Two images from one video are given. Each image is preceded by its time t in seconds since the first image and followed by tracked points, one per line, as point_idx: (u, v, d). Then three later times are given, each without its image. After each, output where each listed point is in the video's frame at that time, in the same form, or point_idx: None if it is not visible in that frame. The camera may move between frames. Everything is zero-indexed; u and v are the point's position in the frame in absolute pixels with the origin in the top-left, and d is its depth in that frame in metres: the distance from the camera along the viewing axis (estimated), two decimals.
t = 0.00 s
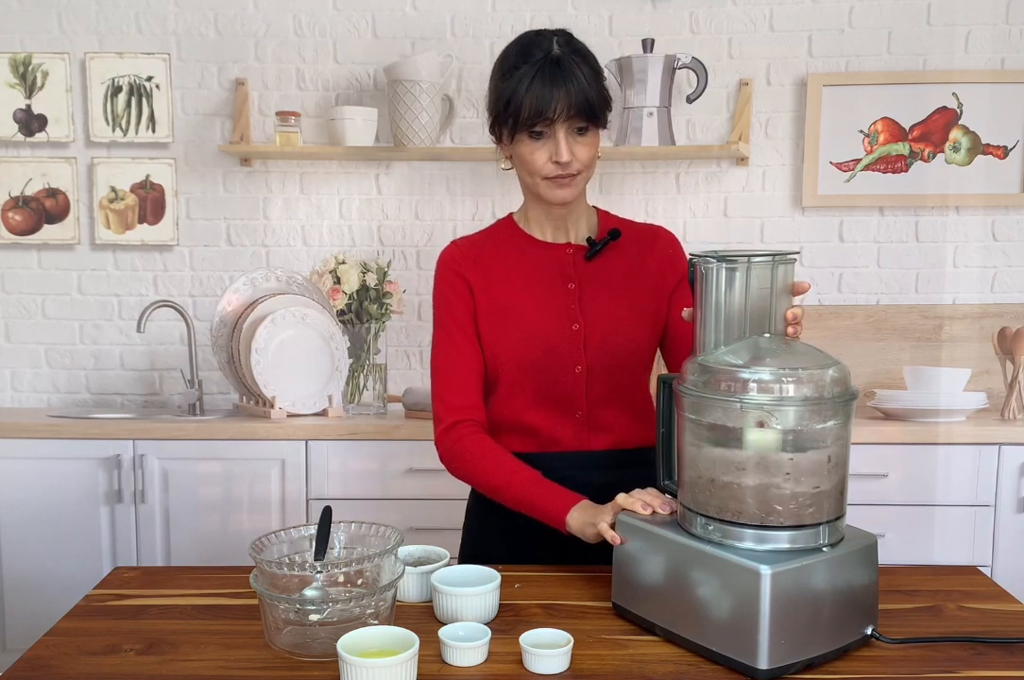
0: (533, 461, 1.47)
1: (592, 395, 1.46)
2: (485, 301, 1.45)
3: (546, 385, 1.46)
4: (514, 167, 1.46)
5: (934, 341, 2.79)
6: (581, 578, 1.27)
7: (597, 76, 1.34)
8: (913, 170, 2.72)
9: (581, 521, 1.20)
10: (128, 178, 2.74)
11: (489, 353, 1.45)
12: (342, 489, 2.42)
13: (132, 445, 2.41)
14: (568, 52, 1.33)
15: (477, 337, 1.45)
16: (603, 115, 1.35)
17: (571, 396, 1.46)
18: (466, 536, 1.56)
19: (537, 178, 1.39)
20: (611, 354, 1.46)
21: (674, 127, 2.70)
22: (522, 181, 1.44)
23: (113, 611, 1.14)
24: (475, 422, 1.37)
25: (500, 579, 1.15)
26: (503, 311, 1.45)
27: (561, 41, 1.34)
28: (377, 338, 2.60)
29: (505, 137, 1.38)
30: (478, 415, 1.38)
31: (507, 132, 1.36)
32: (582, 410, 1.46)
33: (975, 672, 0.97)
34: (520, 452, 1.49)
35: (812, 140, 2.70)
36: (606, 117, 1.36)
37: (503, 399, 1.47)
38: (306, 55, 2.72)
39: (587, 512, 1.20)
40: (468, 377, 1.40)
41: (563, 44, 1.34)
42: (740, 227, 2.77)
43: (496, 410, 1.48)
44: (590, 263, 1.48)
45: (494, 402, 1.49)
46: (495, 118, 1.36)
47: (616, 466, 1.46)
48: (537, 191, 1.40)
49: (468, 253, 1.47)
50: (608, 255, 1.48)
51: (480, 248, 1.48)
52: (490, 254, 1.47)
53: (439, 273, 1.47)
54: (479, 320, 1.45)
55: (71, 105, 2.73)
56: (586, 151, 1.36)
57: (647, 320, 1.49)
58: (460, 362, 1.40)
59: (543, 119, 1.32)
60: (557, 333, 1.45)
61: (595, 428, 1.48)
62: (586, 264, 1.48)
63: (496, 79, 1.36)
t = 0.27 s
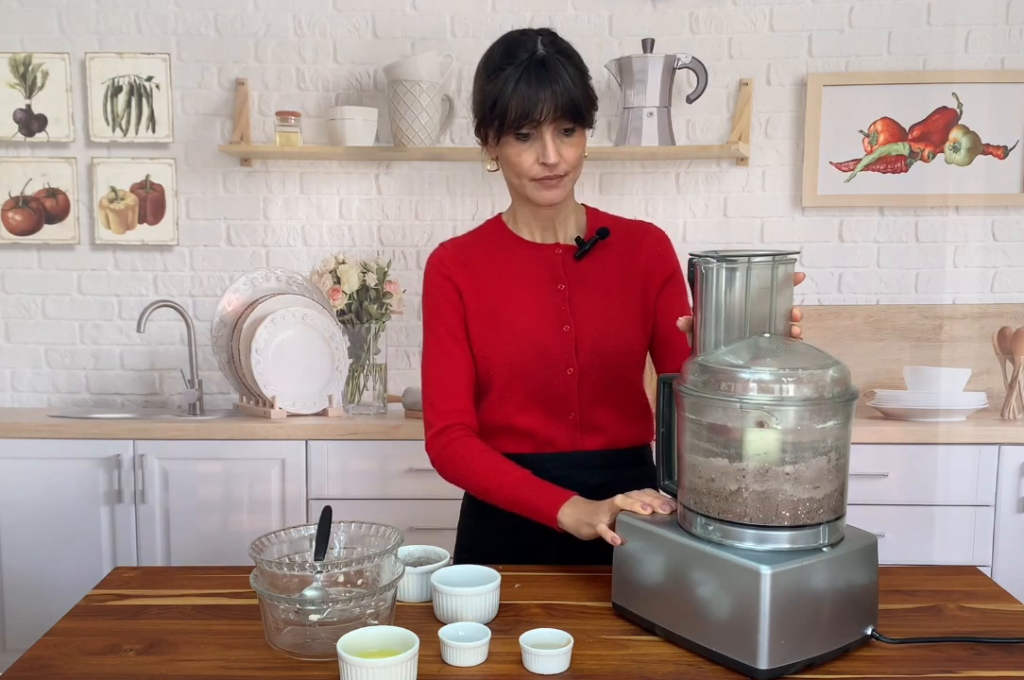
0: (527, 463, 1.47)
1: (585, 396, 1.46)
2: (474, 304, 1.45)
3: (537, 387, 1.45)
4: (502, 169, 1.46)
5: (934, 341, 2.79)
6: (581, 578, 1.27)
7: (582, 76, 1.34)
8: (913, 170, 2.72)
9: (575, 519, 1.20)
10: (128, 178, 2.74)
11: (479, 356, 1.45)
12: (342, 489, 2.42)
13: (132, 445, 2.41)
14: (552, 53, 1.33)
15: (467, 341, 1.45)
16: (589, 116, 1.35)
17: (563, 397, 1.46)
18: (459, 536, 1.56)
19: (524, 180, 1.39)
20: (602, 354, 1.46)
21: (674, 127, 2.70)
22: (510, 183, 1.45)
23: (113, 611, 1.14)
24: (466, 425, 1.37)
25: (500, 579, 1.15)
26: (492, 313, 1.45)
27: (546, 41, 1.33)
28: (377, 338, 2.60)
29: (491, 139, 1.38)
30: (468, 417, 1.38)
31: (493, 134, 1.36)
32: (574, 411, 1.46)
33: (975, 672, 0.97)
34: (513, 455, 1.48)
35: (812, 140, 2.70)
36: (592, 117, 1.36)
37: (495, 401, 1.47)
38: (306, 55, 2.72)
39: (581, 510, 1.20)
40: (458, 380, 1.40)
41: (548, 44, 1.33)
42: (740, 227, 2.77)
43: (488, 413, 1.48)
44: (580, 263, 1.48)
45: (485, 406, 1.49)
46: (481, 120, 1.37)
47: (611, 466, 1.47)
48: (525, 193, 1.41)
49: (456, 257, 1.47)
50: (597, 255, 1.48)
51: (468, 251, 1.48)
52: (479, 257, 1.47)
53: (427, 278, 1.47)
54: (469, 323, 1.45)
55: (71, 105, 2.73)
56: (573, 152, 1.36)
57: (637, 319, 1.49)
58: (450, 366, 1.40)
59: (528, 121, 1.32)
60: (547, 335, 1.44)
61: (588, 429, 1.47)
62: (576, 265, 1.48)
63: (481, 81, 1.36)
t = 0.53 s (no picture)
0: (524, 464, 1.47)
1: (580, 396, 1.46)
2: (469, 304, 1.45)
3: (533, 388, 1.45)
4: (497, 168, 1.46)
5: (934, 341, 2.79)
6: (581, 577, 1.27)
7: (577, 72, 1.34)
8: (913, 170, 2.72)
9: (575, 520, 1.20)
10: (128, 178, 2.74)
11: (475, 357, 1.45)
12: (342, 489, 2.42)
13: (132, 445, 2.41)
14: (546, 50, 1.33)
15: (462, 342, 1.45)
16: (584, 113, 1.35)
17: (558, 398, 1.45)
18: (455, 537, 1.56)
19: (521, 178, 1.39)
20: (598, 355, 1.46)
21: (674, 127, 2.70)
22: (506, 182, 1.44)
23: (114, 611, 1.14)
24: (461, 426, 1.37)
25: (500, 579, 1.15)
26: (487, 314, 1.45)
27: (539, 38, 1.34)
28: (377, 338, 2.60)
29: (487, 138, 1.38)
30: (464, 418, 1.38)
31: (489, 132, 1.36)
32: (569, 411, 1.46)
33: (975, 672, 0.97)
34: (510, 456, 1.48)
35: (812, 140, 2.70)
36: (588, 113, 1.36)
37: (491, 402, 1.47)
38: (306, 55, 2.72)
39: (580, 511, 1.20)
40: (454, 381, 1.40)
41: (542, 41, 1.34)
42: (740, 227, 2.77)
43: (484, 413, 1.48)
44: (574, 263, 1.47)
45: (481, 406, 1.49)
46: (476, 119, 1.36)
47: (609, 466, 1.47)
48: (522, 192, 1.40)
49: (451, 257, 1.47)
50: (593, 254, 1.48)
51: (463, 251, 1.48)
52: (474, 258, 1.47)
53: (422, 279, 1.48)
54: (464, 324, 1.45)
55: (71, 105, 2.73)
56: (570, 149, 1.36)
57: (632, 319, 1.49)
58: (445, 367, 1.41)
59: (526, 118, 1.32)
60: (542, 335, 1.44)
61: (584, 430, 1.47)
62: (571, 265, 1.47)
63: (474, 80, 1.36)
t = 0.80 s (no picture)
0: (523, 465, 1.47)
1: (582, 399, 1.46)
2: (472, 304, 1.45)
3: (534, 389, 1.45)
4: (507, 166, 1.43)
5: (934, 341, 2.79)
6: (581, 577, 1.27)
7: (591, 68, 1.32)
8: (913, 170, 2.72)
9: (574, 521, 1.20)
10: (128, 178, 2.74)
11: (477, 357, 1.45)
12: (342, 489, 2.42)
13: (132, 445, 2.41)
14: (560, 44, 1.31)
15: (465, 341, 1.45)
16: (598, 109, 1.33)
17: (559, 400, 1.45)
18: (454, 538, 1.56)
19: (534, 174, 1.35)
20: (600, 358, 1.45)
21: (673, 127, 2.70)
22: (517, 180, 1.41)
23: (114, 611, 1.14)
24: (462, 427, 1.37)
25: (500, 579, 1.15)
26: (490, 314, 1.45)
27: (552, 33, 1.31)
28: (377, 338, 2.60)
29: (499, 134, 1.35)
30: (466, 419, 1.38)
31: (503, 127, 1.33)
32: (571, 415, 1.46)
33: (975, 672, 0.97)
34: (509, 456, 1.48)
35: (812, 140, 2.70)
36: (600, 108, 1.34)
37: (492, 402, 1.47)
38: (306, 55, 2.72)
39: (580, 512, 1.20)
40: (455, 381, 1.40)
41: (557, 36, 1.32)
42: (740, 227, 2.77)
43: (485, 413, 1.48)
44: (581, 265, 1.46)
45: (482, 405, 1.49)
46: (489, 115, 1.33)
47: (609, 469, 1.47)
48: (534, 189, 1.37)
49: (456, 255, 1.46)
50: (599, 257, 1.47)
51: (468, 250, 1.47)
52: (479, 257, 1.47)
53: (427, 275, 1.47)
54: (468, 324, 1.45)
55: (71, 105, 2.73)
56: (584, 145, 1.34)
57: (637, 324, 1.48)
58: (447, 366, 1.41)
59: (541, 112, 1.29)
60: (545, 337, 1.44)
61: (585, 433, 1.47)
62: (577, 267, 1.46)
63: (487, 75, 1.33)
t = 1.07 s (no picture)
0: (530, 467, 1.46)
1: (591, 404, 1.45)
2: (484, 303, 1.44)
3: (544, 391, 1.45)
4: (529, 165, 1.42)
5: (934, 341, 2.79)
6: (581, 578, 1.27)
7: (618, 68, 1.32)
8: (913, 170, 2.72)
9: (575, 521, 1.20)
10: (128, 178, 2.74)
11: (487, 356, 1.45)
12: (342, 489, 2.42)
13: (132, 445, 2.41)
14: (587, 42, 1.30)
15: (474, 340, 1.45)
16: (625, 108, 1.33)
17: (569, 403, 1.45)
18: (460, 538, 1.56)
19: (558, 173, 1.35)
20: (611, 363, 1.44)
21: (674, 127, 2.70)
22: (539, 179, 1.40)
23: (114, 611, 1.14)
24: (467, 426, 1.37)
25: (500, 579, 1.15)
26: (502, 314, 1.44)
27: (580, 32, 1.31)
28: (377, 338, 2.60)
29: (524, 132, 1.34)
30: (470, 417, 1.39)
31: (527, 124, 1.32)
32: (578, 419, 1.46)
33: (975, 672, 0.97)
34: (514, 457, 1.49)
35: (812, 140, 2.70)
36: (627, 109, 1.34)
37: (499, 402, 1.47)
38: (306, 55, 2.72)
39: (580, 512, 1.20)
40: (463, 379, 1.41)
41: (585, 34, 1.31)
42: (740, 227, 2.77)
43: (492, 412, 1.48)
44: (596, 268, 1.46)
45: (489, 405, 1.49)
46: (514, 112, 1.32)
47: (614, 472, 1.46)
48: (557, 189, 1.36)
49: (471, 253, 1.46)
50: (616, 261, 1.46)
51: (483, 247, 1.47)
52: (493, 255, 1.47)
53: (440, 271, 1.47)
54: (478, 323, 1.45)
55: (71, 105, 2.72)
56: (609, 144, 1.33)
57: (651, 330, 1.47)
58: (455, 363, 1.41)
59: (568, 109, 1.29)
60: (557, 339, 1.43)
61: (593, 438, 1.47)
62: (592, 270, 1.46)
63: (513, 72, 1.32)
